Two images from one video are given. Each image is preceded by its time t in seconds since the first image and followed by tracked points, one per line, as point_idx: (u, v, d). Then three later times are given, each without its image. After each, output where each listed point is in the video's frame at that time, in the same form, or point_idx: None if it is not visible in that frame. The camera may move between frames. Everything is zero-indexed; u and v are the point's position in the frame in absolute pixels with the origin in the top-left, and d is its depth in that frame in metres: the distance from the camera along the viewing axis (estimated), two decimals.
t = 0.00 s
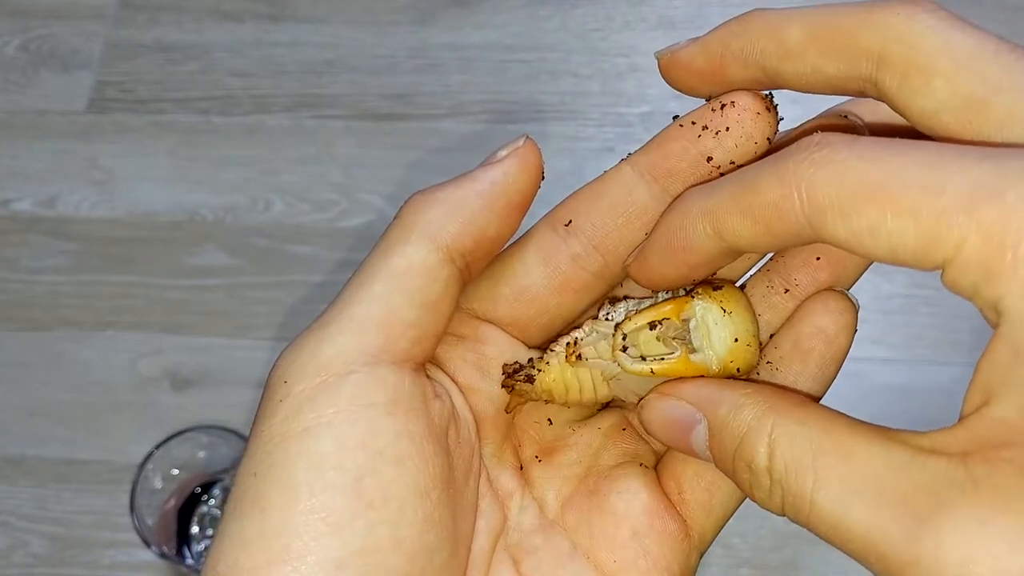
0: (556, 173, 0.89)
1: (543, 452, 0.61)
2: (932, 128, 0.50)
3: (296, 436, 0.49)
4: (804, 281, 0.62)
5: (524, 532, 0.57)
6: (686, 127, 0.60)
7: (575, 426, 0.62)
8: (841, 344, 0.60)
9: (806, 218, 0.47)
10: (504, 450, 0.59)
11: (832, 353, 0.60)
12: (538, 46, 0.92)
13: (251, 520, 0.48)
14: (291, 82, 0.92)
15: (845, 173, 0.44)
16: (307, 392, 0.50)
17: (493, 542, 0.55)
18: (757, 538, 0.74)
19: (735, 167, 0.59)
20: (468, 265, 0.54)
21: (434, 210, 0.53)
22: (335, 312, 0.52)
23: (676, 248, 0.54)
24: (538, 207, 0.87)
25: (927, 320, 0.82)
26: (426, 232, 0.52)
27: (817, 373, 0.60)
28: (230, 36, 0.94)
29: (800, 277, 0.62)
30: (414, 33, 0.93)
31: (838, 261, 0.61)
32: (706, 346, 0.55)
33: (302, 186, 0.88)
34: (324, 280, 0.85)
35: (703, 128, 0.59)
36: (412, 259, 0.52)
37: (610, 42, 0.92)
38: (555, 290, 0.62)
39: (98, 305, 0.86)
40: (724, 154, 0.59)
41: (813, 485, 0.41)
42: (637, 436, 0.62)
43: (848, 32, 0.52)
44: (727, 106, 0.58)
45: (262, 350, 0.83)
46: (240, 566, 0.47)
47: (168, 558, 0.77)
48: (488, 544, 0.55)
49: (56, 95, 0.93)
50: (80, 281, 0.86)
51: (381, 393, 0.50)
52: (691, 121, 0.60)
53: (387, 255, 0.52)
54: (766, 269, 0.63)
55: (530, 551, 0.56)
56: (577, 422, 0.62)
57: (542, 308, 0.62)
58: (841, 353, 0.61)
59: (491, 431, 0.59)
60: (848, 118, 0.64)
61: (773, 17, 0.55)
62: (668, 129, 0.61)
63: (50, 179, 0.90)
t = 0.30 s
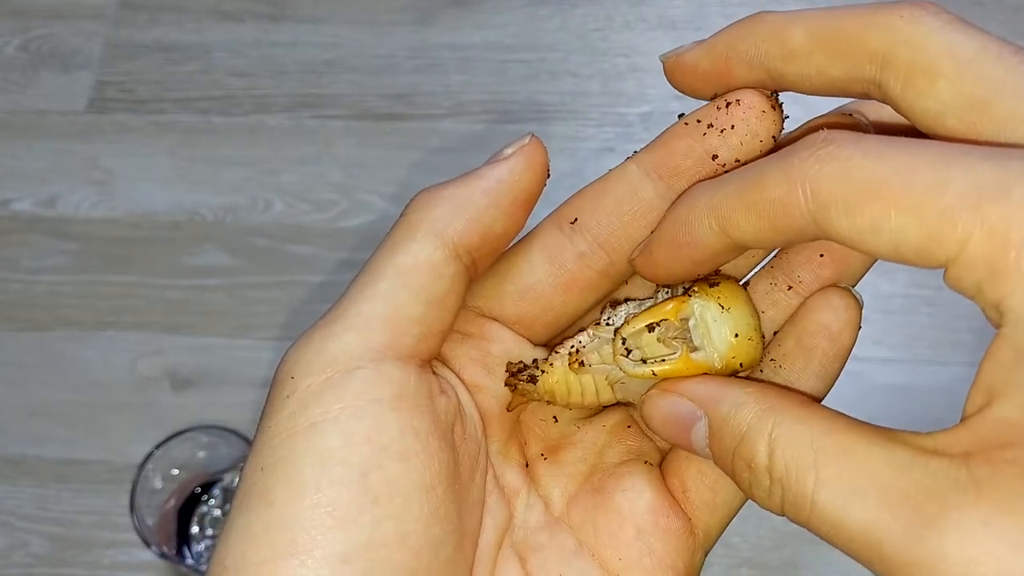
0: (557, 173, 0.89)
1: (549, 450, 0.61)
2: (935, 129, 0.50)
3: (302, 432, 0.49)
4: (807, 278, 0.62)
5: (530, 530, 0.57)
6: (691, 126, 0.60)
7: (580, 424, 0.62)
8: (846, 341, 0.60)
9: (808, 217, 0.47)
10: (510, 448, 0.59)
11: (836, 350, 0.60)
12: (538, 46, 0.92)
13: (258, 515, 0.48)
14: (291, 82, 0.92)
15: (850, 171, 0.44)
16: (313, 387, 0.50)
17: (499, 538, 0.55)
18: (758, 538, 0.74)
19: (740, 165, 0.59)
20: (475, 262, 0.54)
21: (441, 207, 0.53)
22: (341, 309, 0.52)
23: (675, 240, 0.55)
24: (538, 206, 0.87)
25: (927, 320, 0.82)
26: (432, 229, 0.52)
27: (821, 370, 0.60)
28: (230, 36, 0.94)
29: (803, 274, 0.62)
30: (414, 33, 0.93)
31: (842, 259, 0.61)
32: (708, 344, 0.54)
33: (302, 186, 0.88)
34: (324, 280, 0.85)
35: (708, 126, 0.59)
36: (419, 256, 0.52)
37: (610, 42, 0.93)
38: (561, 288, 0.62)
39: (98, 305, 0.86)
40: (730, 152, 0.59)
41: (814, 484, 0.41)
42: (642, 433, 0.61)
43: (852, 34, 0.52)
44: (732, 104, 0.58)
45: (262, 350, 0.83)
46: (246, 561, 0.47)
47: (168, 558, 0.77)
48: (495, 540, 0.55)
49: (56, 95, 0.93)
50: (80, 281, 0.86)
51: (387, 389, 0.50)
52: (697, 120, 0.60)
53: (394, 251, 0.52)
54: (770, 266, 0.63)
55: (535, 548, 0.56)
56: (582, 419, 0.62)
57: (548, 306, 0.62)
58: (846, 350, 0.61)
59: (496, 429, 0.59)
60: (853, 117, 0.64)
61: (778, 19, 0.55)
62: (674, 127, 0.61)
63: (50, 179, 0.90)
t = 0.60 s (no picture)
0: (557, 173, 0.89)
1: (548, 448, 0.60)
2: (939, 131, 0.50)
3: (304, 428, 0.49)
4: (803, 278, 0.62)
5: (530, 526, 0.57)
6: (686, 127, 0.60)
7: (578, 423, 0.62)
8: (842, 343, 0.60)
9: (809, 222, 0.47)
10: (510, 446, 0.59)
11: (833, 351, 0.60)
12: (538, 46, 0.92)
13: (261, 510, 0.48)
14: (290, 82, 0.92)
15: (851, 174, 0.45)
16: (314, 384, 0.50)
17: (498, 535, 0.55)
18: (758, 538, 0.74)
19: (735, 165, 0.60)
20: (472, 262, 0.54)
21: (439, 206, 0.53)
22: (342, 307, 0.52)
23: (681, 244, 0.55)
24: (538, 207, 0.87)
25: (927, 320, 0.82)
26: (431, 229, 0.52)
27: (818, 371, 0.60)
28: (230, 36, 0.94)
29: (799, 274, 0.62)
30: (414, 33, 0.93)
31: (836, 259, 0.61)
32: (694, 351, 0.54)
33: (302, 186, 0.88)
34: (325, 280, 0.85)
35: (702, 127, 0.59)
36: (419, 254, 0.52)
37: (610, 42, 0.93)
38: (559, 287, 0.62)
39: (98, 305, 0.85)
40: (724, 152, 0.59)
41: (821, 484, 0.41)
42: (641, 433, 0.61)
43: (856, 37, 0.52)
44: (725, 105, 0.58)
45: (263, 350, 0.83)
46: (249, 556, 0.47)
47: (168, 558, 0.76)
48: (495, 536, 0.55)
49: (56, 95, 0.93)
50: (80, 281, 0.86)
51: (387, 386, 0.50)
52: (691, 120, 0.60)
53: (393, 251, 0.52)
54: (765, 265, 0.63)
55: (535, 544, 0.56)
56: (580, 418, 0.62)
57: (547, 306, 0.62)
58: (843, 351, 0.61)
59: (496, 427, 0.59)
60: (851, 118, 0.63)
61: (786, 23, 0.55)
62: (669, 128, 0.61)
63: (50, 179, 0.90)
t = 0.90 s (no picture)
0: (556, 172, 0.88)
1: (517, 442, 0.60)
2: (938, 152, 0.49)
3: (297, 420, 0.49)
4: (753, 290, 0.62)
5: (497, 517, 0.56)
6: (649, 150, 0.59)
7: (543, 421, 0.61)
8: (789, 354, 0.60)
9: (812, 222, 0.47)
10: (481, 439, 0.59)
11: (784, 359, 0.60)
12: (538, 46, 0.92)
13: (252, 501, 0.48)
14: (290, 82, 0.92)
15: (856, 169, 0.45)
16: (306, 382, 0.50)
17: (465, 527, 0.55)
18: (758, 538, 0.73)
19: (694, 189, 0.59)
20: (453, 270, 0.54)
21: (425, 216, 0.53)
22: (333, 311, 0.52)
23: (700, 229, 0.56)
24: (537, 206, 0.87)
25: (927, 320, 0.82)
26: (417, 237, 0.52)
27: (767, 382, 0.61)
28: (230, 36, 0.94)
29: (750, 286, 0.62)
30: (414, 33, 0.93)
31: (786, 271, 0.61)
32: (704, 314, 0.55)
33: (302, 186, 0.88)
34: (324, 280, 0.85)
35: (662, 151, 0.58)
36: (406, 259, 0.52)
37: (610, 42, 0.93)
38: (533, 295, 0.61)
39: (98, 305, 0.85)
40: (683, 176, 0.58)
41: (815, 451, 0.42)
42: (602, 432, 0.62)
43: (865, 51, 0.50)
44: (684, 132, 0.58)
45: (263, 350, 0.83)
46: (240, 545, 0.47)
47: (168, 558, 0.76)
48: (465, 526, 0.55)
49: (56, 95, 0.93)
50: (80, 281, 0.86)
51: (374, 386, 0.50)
52: (652, 144, 0.58)
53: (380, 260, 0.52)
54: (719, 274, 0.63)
55: (502, 535, 0.56)
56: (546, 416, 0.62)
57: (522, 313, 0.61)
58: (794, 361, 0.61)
59: (471, 422, 0.59)
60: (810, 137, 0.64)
61: (797, 27, 0.53)
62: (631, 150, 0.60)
63: (50, 179, 0.90)
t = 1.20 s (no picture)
0: (557, 172, 0.88)
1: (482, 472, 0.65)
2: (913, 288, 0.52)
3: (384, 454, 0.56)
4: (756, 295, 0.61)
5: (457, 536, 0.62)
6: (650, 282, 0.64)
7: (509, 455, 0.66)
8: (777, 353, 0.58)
9: (817, 229, 0.48)
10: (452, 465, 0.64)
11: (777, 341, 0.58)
12: (537, 46, 0.93)
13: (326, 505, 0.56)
14: (290, 82, 0.93)
15: (856, 191, 0.47)
16: (392, 426, 0.57)
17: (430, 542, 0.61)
18: (758, 537, 0.73)
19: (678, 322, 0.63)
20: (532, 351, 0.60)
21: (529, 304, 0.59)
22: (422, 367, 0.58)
23: (715, 234, 0.54)
24: (538, 205, 0.87)
25: (927, 320, 0.83)
26: (522, 322, 0.58)
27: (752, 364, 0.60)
28: (230, 36, 0.95)
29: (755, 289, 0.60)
30: (414, 33, 0.94)
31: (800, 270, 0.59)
32: (723, 313, 0.52)
33: (301, 186, 0.88)
34: (324, 279, 0.84)
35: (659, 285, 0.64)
36: (494, 335, 0.58)
37: (610, 42, 0.93)
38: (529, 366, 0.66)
39: (97, 305, 0.85)
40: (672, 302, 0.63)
41: (826, 419, 0.45)
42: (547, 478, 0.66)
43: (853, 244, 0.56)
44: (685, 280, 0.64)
45: (261, 350, 0.82)
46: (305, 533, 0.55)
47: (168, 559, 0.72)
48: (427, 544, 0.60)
49: (55, 95, 0.93)
50: (79, 280, 0.86)
51: (444, 459, 0.57)
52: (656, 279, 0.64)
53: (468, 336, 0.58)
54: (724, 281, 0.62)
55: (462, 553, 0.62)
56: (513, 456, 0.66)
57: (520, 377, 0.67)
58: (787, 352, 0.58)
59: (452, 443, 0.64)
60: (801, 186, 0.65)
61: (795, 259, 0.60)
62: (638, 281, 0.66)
63: (49, 179, 0.90)
